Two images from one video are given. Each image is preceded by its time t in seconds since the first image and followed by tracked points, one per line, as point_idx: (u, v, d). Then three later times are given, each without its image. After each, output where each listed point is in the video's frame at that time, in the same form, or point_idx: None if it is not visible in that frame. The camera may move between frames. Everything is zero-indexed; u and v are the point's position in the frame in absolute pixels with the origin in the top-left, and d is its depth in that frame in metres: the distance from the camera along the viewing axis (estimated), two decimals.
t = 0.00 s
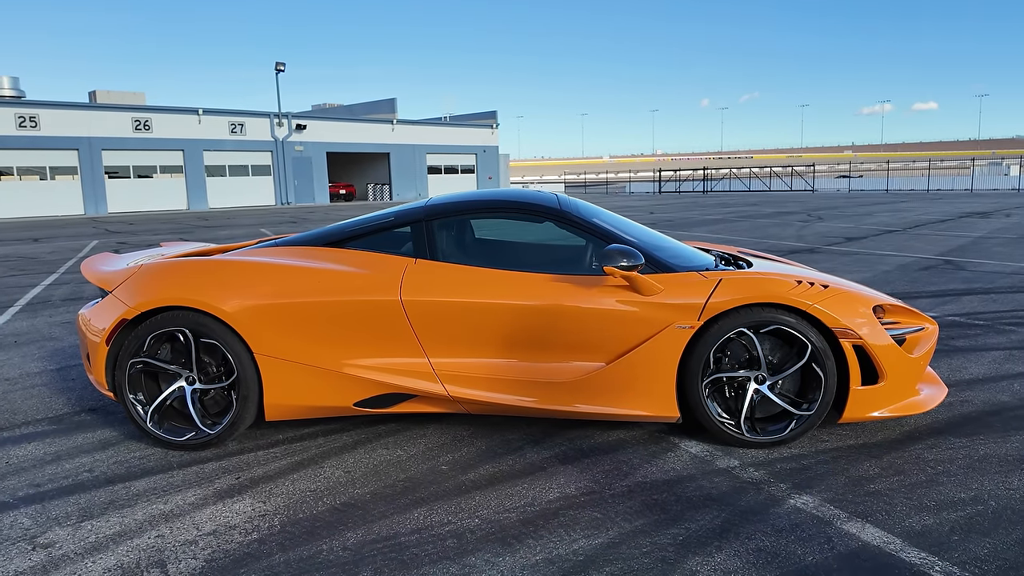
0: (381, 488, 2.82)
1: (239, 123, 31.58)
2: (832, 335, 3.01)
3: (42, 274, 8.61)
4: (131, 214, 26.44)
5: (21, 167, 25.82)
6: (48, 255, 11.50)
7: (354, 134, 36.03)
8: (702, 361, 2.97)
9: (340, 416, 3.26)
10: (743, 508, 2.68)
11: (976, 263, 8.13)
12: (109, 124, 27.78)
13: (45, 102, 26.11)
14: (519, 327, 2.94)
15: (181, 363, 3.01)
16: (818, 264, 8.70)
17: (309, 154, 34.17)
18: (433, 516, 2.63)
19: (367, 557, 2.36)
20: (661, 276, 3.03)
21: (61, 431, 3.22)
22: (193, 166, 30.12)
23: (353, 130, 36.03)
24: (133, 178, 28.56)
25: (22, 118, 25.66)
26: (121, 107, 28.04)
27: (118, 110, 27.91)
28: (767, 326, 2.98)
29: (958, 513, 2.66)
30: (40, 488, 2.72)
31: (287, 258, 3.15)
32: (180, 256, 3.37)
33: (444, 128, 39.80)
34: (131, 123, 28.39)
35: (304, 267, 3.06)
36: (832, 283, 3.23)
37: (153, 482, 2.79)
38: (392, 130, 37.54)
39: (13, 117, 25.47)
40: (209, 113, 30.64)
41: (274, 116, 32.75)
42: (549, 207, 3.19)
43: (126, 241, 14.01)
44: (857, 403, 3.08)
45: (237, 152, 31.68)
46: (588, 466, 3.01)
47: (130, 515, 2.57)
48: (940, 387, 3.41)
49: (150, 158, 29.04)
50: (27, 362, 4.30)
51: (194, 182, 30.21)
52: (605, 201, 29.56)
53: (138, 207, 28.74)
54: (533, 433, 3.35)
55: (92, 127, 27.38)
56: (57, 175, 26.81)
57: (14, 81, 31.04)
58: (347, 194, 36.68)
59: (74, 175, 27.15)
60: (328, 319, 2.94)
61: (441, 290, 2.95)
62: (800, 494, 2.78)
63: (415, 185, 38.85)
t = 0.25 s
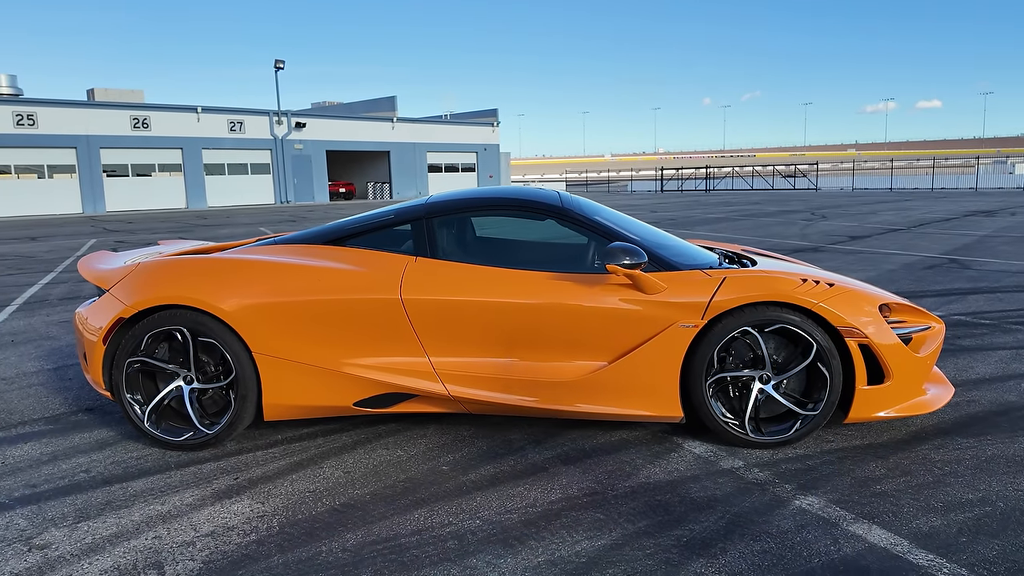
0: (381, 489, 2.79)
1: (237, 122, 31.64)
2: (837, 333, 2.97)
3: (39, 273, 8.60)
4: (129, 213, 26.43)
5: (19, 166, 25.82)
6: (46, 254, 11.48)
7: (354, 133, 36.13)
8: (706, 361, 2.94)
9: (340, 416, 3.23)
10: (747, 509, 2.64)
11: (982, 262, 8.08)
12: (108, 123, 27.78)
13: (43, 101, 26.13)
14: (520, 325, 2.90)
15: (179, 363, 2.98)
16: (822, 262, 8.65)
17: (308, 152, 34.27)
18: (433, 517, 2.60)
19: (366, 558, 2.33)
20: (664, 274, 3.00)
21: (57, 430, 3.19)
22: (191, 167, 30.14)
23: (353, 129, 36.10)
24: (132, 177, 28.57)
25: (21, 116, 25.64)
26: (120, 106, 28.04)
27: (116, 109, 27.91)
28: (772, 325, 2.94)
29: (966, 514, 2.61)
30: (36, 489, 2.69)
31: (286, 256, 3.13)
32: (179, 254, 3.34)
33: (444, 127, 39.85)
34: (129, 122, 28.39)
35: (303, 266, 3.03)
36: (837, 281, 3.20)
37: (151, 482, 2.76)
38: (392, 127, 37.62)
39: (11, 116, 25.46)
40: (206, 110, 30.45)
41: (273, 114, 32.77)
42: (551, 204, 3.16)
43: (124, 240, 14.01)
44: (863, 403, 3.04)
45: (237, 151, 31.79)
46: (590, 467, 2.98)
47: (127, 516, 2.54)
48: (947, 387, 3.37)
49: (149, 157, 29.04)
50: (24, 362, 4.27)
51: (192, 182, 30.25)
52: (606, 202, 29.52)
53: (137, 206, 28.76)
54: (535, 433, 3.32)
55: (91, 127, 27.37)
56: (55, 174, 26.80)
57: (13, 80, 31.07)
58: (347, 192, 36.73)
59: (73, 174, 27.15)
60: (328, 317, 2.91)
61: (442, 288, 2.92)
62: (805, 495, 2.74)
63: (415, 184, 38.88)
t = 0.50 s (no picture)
0: (380, 491, 2.75)
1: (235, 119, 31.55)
2: (843, 332, 2.93)
3: (37, 271, 8.59)
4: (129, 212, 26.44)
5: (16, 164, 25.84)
6: (44, 252, 11.47)
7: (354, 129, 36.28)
8: (710, 360, 2.89)
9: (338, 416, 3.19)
10: (751, 511, 2.60)
11: (988, 261, 8.01)
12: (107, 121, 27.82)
13: (41, 99, 26.11)
14: (521, 324, 2.87)
15: (175, 362, 2.95)
16: (825, 261, 8.59)
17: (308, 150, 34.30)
18: (432, 519, 2.56)
19: (363, 561, 2.29)
20: (666, 272, 2.96)
21: (53, 431, 3.16)
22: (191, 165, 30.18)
23: (351, 125, 36.17)
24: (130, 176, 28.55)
25: (19, 114, 25.60)
26: (118, 103, 28.05)
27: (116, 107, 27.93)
28: (776, 324, 2.90)
29: (974, 516, 2.57)
30: (30, 490, 2.66)
31: (284, 255, 3.09)
32: (175, 252, 3.31)
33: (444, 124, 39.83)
34: (128, 120, 28.40)
35: (301, 264, 2.99)
36: (843, 280, 3.15)
37: (146, 484, 2.73)
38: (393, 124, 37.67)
39: (9, 114, 25.47)
40: (206, 108, 30.52)
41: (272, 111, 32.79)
42: (552, 202, 3.12)
43: (124, 239, 14.00)
44: (869, 404, 3.00)
45: (237, 150, 31.85)
46: (592, 468, 2.94)
47: (122, 517, 2.50)
48: (954, 387, 3.32)
49: (148, 155, 29.04)
50: (20, 361, 4.25)
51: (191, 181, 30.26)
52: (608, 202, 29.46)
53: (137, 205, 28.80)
54: (535, 433, 3.27)
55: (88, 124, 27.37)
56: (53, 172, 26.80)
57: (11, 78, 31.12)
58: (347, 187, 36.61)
59: (71, 172, 27.16)
60: (326, 316, 2.88)
61: (442, 287, 2.88)
62: (810, 496, 2.70)
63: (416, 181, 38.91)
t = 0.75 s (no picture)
0: (377, 492, 2.70)
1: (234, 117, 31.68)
2: (849, 331, 2.87)
3: (34, 269, 8.57)
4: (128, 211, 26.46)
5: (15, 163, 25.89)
6: (42, 251, 11.46)
7: (353, 129, 36.33)
8: (713, 359, 2.84)
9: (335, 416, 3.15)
10: (756, 514, 2.54)
11: (994, 259, 7.93)
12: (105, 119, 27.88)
13: (38, 97, 26.13)
14: (521, 323, 2.82)
15: (169, 361, 2.91)
16: (829, 260, 8.52)
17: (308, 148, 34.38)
18: (430, 521, 2.51)
19: (359, 564, 2.24)
20: (669, 269, 2.91)
21: (46, 431, 3.12)
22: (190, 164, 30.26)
23: (351, 123, 36.23)
24: (127, 173, 28.58)
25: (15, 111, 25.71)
26: (116, 102, 28.10)
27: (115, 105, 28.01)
28: (780, 323, 2.85)
29: (984, 519, 2.51)
30: (21, 491, 2.61)
31: (281, 252, 3.05)
32: (170, 249, 3.27)
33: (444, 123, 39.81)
34: (126, 119, 28.46)
35: (298, 262, 2.95)
36: (849, 278, 3.10)
37: (139, 485, 2.68)
38: (392, 123, 37.73)
39: (8, 112, 25.52)
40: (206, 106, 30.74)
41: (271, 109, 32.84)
42: (552, 199, 3.07)
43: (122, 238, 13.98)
44: (875, 404, 2.94)
45: (236, 147, 31.88)
46: (593, 470, 2.88)
47: (113, 520, 2.46)
48: (962, 387, 3.26)
49: (146, 154, 29.07)
50: (15, 360, 4.21)
51: (189, 179, 30.36)
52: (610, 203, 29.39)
53: (136, 204, 28.82)
54: (536, 434, 3.22)
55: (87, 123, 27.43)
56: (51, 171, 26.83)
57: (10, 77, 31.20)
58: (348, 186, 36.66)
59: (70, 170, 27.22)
60: (323, 315, 2.84)
61: (441, 285, 2.84)
62: (816, 498, 2.64)
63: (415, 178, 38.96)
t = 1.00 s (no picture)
0: (374, 494, 2.65)
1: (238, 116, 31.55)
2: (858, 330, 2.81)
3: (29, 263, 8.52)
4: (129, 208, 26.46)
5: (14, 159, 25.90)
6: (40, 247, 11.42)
7: (355, 125, 36.28)
8: (718, 358, 2.78)
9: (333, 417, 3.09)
10: (763, 518, 2.48)
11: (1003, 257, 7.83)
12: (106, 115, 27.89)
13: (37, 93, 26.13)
14: (522, 321, 2.76)
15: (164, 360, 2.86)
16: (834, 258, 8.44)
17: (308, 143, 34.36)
18: (428, 525, 2.46)
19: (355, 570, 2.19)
20: (673, 268, 2.86)
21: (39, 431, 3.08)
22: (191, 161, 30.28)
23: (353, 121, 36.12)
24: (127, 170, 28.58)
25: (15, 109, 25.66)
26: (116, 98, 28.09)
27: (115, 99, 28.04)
28: (788, 322, 2.79)
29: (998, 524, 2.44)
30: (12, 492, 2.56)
31: (278, 249, 3.00)
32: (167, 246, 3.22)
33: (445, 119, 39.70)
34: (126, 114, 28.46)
35: (295, 259, 2.90)
36: (859, 275, 3.04)
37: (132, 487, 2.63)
38: (392, 119, 37.54)
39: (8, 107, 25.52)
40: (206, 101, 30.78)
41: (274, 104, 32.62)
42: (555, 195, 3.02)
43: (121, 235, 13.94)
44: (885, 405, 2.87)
45: (237, 143, 31.51)
46: (595, 471, 2.83)
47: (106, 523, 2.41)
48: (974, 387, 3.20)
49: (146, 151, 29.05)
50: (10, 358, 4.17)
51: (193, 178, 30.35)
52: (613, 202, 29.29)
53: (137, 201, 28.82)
54: (538, 435, 3.17)
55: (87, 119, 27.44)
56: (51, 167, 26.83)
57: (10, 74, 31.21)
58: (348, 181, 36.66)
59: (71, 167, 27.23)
60: (321, 313, 2.79)
61: (440, 283, 2.79)
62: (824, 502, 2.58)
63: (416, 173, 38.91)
